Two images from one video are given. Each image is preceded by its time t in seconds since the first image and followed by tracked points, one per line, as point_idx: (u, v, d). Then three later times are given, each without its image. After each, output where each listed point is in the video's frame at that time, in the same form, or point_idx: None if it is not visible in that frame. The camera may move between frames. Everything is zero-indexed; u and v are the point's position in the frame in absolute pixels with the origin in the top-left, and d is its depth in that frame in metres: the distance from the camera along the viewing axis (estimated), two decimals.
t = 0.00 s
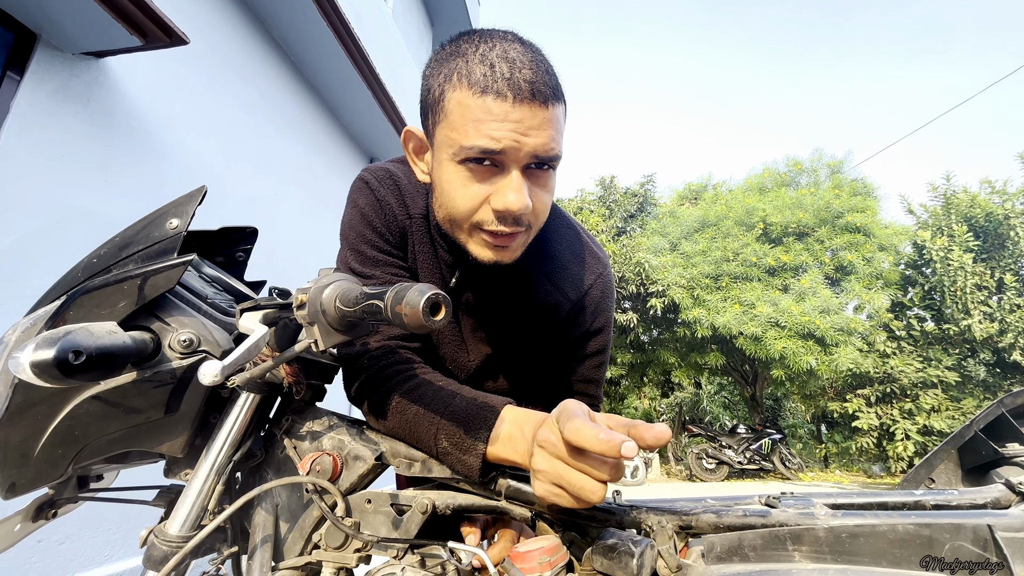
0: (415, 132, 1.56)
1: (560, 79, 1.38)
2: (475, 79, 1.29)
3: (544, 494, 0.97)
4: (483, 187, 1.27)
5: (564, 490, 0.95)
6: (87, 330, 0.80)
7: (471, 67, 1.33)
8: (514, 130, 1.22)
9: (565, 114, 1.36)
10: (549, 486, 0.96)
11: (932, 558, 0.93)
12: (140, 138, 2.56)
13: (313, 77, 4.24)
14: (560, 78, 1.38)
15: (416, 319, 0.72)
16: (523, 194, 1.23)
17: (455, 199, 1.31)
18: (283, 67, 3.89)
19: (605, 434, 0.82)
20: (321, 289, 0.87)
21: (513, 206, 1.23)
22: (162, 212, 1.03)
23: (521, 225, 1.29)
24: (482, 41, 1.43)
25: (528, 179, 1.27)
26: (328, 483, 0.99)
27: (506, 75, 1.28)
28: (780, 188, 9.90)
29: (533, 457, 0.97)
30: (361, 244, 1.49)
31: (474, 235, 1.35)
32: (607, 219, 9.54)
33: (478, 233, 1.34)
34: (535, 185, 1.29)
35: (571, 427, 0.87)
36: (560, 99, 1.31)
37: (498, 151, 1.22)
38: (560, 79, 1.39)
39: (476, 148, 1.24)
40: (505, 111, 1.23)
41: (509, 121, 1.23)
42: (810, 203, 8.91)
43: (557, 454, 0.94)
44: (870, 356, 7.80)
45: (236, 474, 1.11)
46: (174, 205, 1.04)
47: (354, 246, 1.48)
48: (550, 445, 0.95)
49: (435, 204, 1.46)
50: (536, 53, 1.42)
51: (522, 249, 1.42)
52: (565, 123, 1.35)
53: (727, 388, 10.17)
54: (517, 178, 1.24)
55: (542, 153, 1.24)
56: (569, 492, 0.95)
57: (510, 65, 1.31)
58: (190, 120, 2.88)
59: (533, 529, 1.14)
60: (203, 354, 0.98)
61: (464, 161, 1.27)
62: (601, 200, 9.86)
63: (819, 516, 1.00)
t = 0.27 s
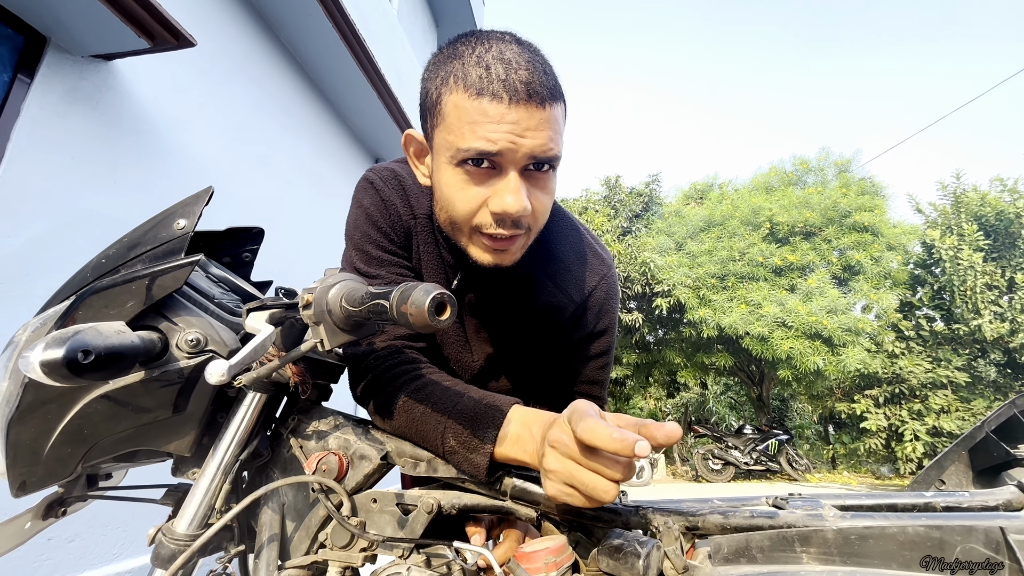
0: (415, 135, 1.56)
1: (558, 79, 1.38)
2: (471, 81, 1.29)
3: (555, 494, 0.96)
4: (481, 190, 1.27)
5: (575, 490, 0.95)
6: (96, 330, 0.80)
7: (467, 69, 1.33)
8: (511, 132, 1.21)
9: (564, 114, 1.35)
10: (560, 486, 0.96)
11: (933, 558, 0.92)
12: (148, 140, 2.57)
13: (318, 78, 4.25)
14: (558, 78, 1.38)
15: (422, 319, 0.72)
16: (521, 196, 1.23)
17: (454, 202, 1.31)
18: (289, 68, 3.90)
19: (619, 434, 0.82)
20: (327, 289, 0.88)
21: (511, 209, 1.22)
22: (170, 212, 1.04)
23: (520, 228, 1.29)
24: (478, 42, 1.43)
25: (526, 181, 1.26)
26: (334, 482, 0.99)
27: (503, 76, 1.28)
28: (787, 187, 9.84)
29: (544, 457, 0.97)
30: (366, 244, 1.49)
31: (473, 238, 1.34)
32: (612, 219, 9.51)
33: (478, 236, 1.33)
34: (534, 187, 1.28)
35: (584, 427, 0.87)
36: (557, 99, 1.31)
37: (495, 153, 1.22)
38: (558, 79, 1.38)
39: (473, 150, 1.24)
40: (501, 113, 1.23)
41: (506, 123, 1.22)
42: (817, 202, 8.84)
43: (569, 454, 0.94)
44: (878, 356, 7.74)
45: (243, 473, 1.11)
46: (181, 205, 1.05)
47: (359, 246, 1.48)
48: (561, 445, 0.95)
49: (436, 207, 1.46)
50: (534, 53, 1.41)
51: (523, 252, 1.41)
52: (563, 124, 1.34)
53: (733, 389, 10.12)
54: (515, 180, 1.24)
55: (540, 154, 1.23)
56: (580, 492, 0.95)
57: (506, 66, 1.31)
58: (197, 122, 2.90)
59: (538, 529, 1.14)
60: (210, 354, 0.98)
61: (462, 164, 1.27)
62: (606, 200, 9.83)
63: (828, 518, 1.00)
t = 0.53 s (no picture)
0: (415, 135, 1.56)
1: (553, 70, 1.37)
2: (466, 76, 1.29)
3: (565, 459, 0.96)
4: (482, 185, 1.27)
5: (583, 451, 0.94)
6: (105, 328, 0.81)
7: (462, 64, 1.33)
8: (509, 125, 1.21)
9: (562, 105, 1.35)
10: (569, 449, 0.95)
11: (933, 559, 0.90)
12: (156, 141, 2.59)
13: (324, 79, 4.26)
14: (553, 69, 1.37)
15: (427, 317, 0.72)
16: (521, 189, 1.22)
17: (455, 199, 1.31)
18: (296, 68, 3.91)
19: (619, 369, 0.84)
20: (332, 288, 0.87)
21: (512, 202, 1.22)
22: (178, 211, 1.04)
23: (522, 221, 1.28)
24: (472, 37, 1.43)
25: (526, 173, 1.26)
26: (340, 481, 0.99)
27: (497, 69, 1.28)
28: (794, 186, 9.77)
29: (550, 423, 0.97)
30: (370, 244, 1.49)
31: (476, 235, 1.34)
32: (617, 218, 9.48)
33: (481, 232, 1.32)
34: (535, 179, 1.27)
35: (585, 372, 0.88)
36: (553, 90, 1.30)
37: (493, 147, 1.22)
38: (553, 70, 1.38)
39: (472, 145, 1.24)
40: (498, 106, 1.23)
41: (503, 116, 1.22)
42: (825, 200, 8.77)
43: (573, 412, 0.94)
44: (887, 356, 7.67)
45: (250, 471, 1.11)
46: (189, 204, 1.06)
47: (363, 245, 1.49)
48: (565, 405, 0.95)
49: (438, 205, 1.45)
50: (528, 46, 1.41)
51: (527, 247, 1.40)
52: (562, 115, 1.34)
53: (740, 388, 10.07)
54: (515, 173, 1.23)
55: (539, 146, 1.23)
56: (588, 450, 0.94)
57: (501, 59, 1.31)
58: (205, 123, 2.91)
59: (544, 529, 1.13)
60: (216, 353, 0.98)
61: (461, 159, 1.27)
62: (611, 198, 9.81)
63: (837, 518, 0.99)
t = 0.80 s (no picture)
0: (411, 136, 1.56)
1: (545, 66, 1.37)
2: (458, 75, 1.29)
3: (568, 480, 0.95)
4: (477, 184, 1.26)
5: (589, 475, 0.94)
6: (110, 326, 0.81)
7: (453, 64, 1.33)
8: (501, 124, 1.21)
9: (555, 101, 1.34)
10: (574, 471, 0.95)
11: (934, 558, 0.90)
12: (162, 141, 2.60)
13: (328, 78, 4.27)
14: (545, 65, 1.37)
15: (430, 315, 0.71)
16: (516, 187, 1.21)
17: (451, 199, 1.30)
18: (300, 68, 3.92)
19: (640, 407, 0.82)
20: (336, 285, 0.87)
21: (507, 201, 1.21)
22: (182, 210, 1.05)
23: (519, 220, 1.27)
24: (463, 36, 1.43)
25: (520, 172, 1.25)
26: (344, 479, 0.99)
27: (488, 68, 1.28)
28: (799, 184, 9.73)
29: (557, 443, 0.96)
30: (372, 242, 1.49)
31: (475, 234, 1.33)
32: (621, 216, 9.46)
33: (479, 232, 1.32)
34: (530, 177, 1.27)
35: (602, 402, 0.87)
36: (546, 87, 1.30)
37: (486, 146, 1.21)
38: (545, 65, 1.37)
39: (465, 145, 1.23)
40: (490, 105, 1.22)
41: (495, 115, 1.22)
42: (830, 198, 8.72)
43: (584, 436, 0.93)
44: (893, 355, 7.63)
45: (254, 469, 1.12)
46: (193, 203, 1.06)
47: (365, 244, 1.49)
48: (576, 428, 0.94)
49: (436, 206, 1.45)
50: (519, 42, 1.41)
51: (526, 245, 1.39)
52: (556, 111, 1.33)
53: (744, 387, 10.04)
54: (510, 172, 1.23)
55: (532, 143, 1.22)
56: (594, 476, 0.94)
57: (491, 57, 1.31)
58: (209, 122, 2.92)
59: (547, 526, 1.13)
60: (221, 351, 0.99)
61: (456, 160, 1.27)
62: (615, 197, 9.79)
63: (843, 518, 0.98)
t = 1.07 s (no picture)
0: (414, 130, 1.56)
1: (548, 60, 1.36)
2: (459, 68, 1.29)
3: (575, 466, 0.95)
4: (477, 177, 1.26)
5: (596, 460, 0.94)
6: (115, 324, 0.81)
7: (455, 57, 1.33)
8: (501, 116, 1.21)
9: (557, 96, 1.33)
10: (580, 457, 0.95)
11: (933, 558, 0.90)
12: (167, 140, 2.61)
13: (331, 77, 4.27)
14: (548, 60, 1.36)
15: (432, 314, 0.72)
16: (515, 180, 1.21)
17: (451, 192, 1.30)
18: (303, 67, 3.93)
19: (648, 386, 0.82)
20: (339, 284, 0.87)
21: (506, 193, 1.21)
22: (186, 209, 1.05)
23: (519, 214, 1.27)
24: (466, 30, 1.43)
25: (520, 166, 1.24)
26: (347, 477, 0.99)
27: (489, 61, 1.28)
28: (803, 182, 9.69)
29: (564, 428, 0.96)
30: (374, 241, 1.50)
31: (474, 228, 1.33)
32: (624, 215, 9.45)
33: (478, 226, 1.32)
34: (531, 171, 1.26)
35: (611, 384, 0.87)
36: (548, 81, 1.29)
37: (486, 139, 1.21)
38: (548, 60, 1.37)
39: (464, 137, 1.23)
40: (490, 98, 1.22)
41: (495, 108, 1.22)
42: (834, 196, 8.68)
43: (591, 421, 0.93)
44: (898, 354, 7.60)
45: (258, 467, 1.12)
46: (197, 202, 1.06)
47: (367, 243, 1.49)
48: (583, 413, 0.94)
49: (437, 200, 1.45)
50: (523, 37, 1.41)
51: (526, 240, 1.38)
52: (558, 105, 1.32)
53: (748, 386, 10.01)
54: (509, 164, 1.22)
55: (532, 136, 1.21)
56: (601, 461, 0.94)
57: (493, 50, 1.31)
58: (213, 122, 2.93)
59: (550, 525, 1.13)
60: (225, 349, 0.99)
61: (455, 152, 1.26)
62: (618, 195, 9.77)
63: (846, 517, 0.98)
